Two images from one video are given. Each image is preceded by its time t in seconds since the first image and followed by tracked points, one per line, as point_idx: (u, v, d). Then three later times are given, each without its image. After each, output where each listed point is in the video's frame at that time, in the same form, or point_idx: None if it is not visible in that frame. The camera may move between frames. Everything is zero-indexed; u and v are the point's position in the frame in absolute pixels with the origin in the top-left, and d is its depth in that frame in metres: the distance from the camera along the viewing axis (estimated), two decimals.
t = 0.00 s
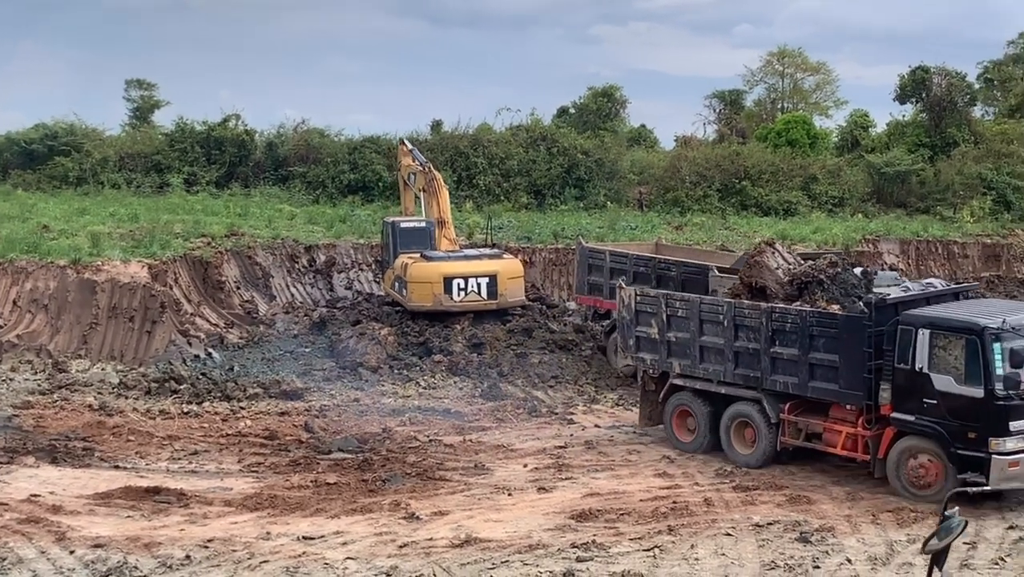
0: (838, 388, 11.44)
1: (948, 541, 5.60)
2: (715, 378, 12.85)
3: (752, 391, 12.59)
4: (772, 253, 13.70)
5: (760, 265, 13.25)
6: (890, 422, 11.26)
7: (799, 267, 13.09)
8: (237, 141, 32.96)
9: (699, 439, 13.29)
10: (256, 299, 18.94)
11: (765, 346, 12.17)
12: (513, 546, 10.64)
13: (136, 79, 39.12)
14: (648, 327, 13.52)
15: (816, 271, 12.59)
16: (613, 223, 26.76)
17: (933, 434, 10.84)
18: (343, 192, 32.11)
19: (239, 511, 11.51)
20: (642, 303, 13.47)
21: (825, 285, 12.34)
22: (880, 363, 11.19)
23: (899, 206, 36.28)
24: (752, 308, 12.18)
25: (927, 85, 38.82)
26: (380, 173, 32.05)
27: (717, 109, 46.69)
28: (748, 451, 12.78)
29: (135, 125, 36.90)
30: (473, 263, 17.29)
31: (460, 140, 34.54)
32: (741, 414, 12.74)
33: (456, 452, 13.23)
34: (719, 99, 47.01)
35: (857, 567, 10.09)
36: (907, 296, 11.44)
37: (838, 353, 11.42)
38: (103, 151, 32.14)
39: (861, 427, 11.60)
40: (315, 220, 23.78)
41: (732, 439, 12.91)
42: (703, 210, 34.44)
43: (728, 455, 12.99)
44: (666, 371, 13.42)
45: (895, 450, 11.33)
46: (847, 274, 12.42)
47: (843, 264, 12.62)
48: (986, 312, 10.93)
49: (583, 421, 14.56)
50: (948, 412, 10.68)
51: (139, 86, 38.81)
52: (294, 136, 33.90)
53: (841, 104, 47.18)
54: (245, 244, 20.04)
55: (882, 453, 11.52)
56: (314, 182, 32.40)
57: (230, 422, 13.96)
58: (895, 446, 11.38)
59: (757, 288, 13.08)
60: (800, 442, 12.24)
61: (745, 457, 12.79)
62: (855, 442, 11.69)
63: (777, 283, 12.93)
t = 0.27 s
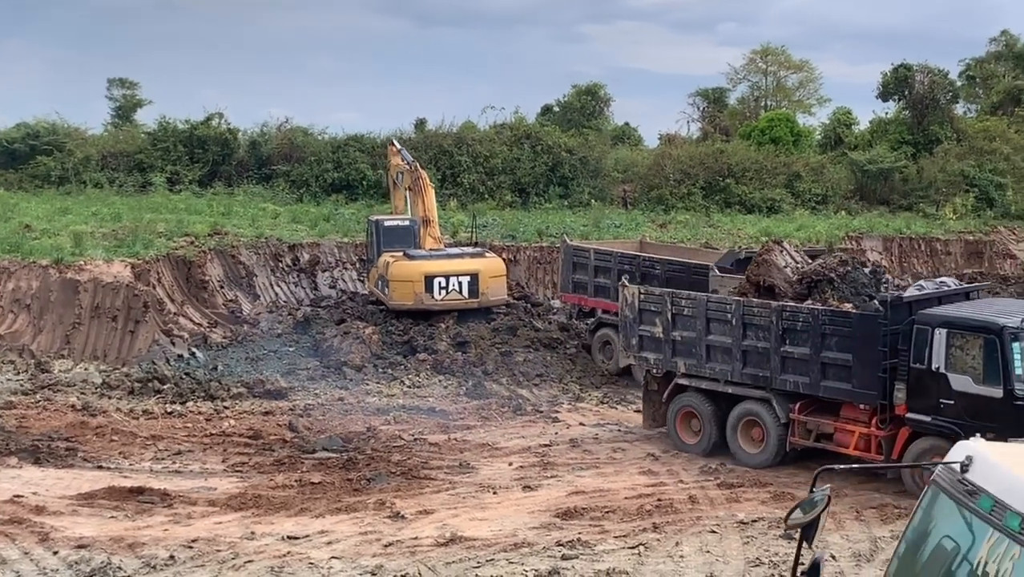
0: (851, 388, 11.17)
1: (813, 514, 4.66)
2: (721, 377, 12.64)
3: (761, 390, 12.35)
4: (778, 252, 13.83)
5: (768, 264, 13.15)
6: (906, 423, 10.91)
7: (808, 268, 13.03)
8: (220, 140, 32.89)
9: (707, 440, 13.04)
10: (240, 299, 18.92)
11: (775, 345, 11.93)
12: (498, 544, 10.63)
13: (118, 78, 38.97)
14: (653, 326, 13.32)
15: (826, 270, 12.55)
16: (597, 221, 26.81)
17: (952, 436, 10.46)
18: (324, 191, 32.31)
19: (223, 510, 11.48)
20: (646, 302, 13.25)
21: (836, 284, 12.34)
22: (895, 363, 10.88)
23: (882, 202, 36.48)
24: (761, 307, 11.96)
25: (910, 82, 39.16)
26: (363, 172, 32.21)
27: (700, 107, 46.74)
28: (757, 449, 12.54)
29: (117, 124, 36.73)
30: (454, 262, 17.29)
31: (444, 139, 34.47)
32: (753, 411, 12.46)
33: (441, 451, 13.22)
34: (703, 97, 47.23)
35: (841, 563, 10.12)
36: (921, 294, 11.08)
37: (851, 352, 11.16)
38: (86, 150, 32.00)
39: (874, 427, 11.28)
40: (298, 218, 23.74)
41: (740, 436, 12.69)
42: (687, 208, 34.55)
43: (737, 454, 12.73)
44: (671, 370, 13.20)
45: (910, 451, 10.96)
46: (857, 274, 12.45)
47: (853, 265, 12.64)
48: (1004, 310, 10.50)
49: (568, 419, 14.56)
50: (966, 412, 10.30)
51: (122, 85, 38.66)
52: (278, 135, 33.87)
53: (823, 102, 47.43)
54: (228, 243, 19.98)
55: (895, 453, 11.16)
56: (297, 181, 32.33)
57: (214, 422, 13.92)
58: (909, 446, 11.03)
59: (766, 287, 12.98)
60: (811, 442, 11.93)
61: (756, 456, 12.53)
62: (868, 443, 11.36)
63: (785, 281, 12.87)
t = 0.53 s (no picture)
0: (866, 387, 10.76)
1: (658, 535, 4.48)
2: (727, 378, 12.24)
3: (769, 390, 11.92)
4: (784, 250, 13.52)
5: (773, 262, 13.00)
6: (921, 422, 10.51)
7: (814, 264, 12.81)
8: (199, 138, 32.82)
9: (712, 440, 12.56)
10: (220, 297, 18.88)
11: (784, 344, 11.52)
12: (479, 542, 10.62)
13: (96, 75, 38.79)
14: (654, 326, 12.92)
15: (834, 267, 12.40)
16: (578, 218, 26.88)
17: (969, 434, 10.10)
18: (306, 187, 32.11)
19: (203, 509, 11.44)
20: (648, 301, 12.86)
21: (844, 283, 12.26)
22: (910, 361, 10.52)
23: (861, 199, 36.78)
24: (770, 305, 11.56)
25: (888, 79, 39.51)
26: (342, 169, 32.27)
27: (680, 104, 46.68)
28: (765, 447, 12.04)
29: (95, 121, 36.54)
30: (431, 260, 17.28)
31: (424, 136, 34.18)
32: (762, 414, 11.95)
33: (421, 448, 13.20)
34: (682, 94, 46.96)
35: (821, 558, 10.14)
36: (931, 292, 10.79)
37: (864, 351, 10.76)
38: (64, 148, 31.81)
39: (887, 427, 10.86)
40: (278, 216, 23.69)
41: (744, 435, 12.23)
42: (668, 204, 34.74)
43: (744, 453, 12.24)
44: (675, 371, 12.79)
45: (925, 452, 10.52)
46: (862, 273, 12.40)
47: (859, 263, 12.56)
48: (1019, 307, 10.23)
49: (548, 416, 14.55)
50: (985, 410, 9.98)
51: (100, 82, 38.48)
52: (257, 132, 33.81)
53: (802, 99, 47.73)
54: (207, 241, 19.92)
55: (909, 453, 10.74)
56: (277, 179, 32.25)
57: (194, 420, 13.89)
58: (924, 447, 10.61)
59: (771, 286, 12.73)
60: (821, 443, 11.50)
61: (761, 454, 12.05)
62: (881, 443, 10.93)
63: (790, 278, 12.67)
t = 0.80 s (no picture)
0: (875, 383, 10.24)
1: (527, 503, 4.22)
2: (729, 374, 11.71)
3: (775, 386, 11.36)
4: (786, 245, 13.59)
5: (775, 257, 13.04)
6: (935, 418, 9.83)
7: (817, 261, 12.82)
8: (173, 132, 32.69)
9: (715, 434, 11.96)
10: (194, 292, 18.82)
11: (790, 340, 11.00)
12: (455, 536, 10.60)
13: (69, 69, 38.53)
14: (653, 322, 12.43)
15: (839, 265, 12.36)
16: (553, 211, 26.93)
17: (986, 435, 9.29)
18: (280, 182, 32.27)
19: (179, 505, 11.39)
20: (647, 296, 12.37)
21: (849, 278, 12.16)
22: (922, 357, 9.90)
23: (835, 191, 37.10)
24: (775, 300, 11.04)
25: (862, 72, 39.13)
26: (317, 163, 32.17)
27: (656, 97, 46.59)
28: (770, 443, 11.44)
29: (68, 116, 36.28)
30: (405, 254, 17.27)
31: (399, 129, 34.15)
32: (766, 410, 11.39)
33: (398, 443, 13.18)
34: (658, 87, 46.87)
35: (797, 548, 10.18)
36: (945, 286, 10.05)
37: (874, 347, 10.25)
38: (36, 142, 31.53)
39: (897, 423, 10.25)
40: (253, 210, 23.63)
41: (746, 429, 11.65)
42: (643, 198, 34.95)
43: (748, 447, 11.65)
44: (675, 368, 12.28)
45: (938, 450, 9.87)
46: (868, 270, 12.32)
47: (864, 261, 12.51)
48: None
49: (525, 410, 14.54)
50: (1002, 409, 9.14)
51: (73, 76, 38.23)
52: (232, 126, 33.67)
53: (777, 92, 48.01)
54: (182, 235, 19.83)
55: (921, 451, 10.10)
56: (251, 173, 32.10)
57: (169, 416, 13.83)
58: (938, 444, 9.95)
59: (772, 281, 12.81)
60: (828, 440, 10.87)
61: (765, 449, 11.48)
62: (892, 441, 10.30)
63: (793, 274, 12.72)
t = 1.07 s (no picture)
0: (880, 373, 10.16)
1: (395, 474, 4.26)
2: (728, 366, 11.52)
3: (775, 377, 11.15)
4: (784, 237, 13.59)
5: (775, 247, 12.99)
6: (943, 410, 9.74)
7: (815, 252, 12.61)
8: (144, 122, 32.53)
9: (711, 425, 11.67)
10: (166, 283, 18.76)
11: (792, 331, 10.86)
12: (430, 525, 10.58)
13: (37, 59, 38.20)
14: (649, 312, 12.24)
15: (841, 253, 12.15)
16: (527, 201, 26.95)
17: (994, 423, 9.45)
18: (252, 172, 32.03)
19: (151, 496, 11.33)
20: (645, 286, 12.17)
21: (852, 268, 11.95)
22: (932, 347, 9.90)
23: (807, 179, 37.36)
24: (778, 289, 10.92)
25: (833, 61, 39.99)
26: (289, 153, 32.07)
27: (629, 86, 46.76)
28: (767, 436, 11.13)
29: (37, 107, 35.95)
30: (375, 244, 17.29)
31: (371, 119, 34.14)
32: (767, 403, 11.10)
33: (372, 433, 13.16)
34: (630, 76, 46.98)
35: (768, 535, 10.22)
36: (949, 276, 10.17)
37: (881, 338, 10.15)
38: (5, 133, 31.25)
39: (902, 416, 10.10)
40: (224, 200, 23.54)
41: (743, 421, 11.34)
42: (617, 187, 35.06)
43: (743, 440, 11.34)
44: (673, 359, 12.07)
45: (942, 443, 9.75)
46: (867, 259, 12.12)
47: (864, 250, 12.30)
48: None
49: (499, 399, 14.55)
50: (1012, 399, 9.33)
51: (42, 67, 37.91)
52: (203, 116, 33.48)
53: (749, 81, 48.22)
54: (153, 226, 19.73)
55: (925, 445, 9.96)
56: (223, 163, 31.90)
57: (141, 407, 13.78)
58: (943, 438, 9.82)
59: (771, 271, 12.56)
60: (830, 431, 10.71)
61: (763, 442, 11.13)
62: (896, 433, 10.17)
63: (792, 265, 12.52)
